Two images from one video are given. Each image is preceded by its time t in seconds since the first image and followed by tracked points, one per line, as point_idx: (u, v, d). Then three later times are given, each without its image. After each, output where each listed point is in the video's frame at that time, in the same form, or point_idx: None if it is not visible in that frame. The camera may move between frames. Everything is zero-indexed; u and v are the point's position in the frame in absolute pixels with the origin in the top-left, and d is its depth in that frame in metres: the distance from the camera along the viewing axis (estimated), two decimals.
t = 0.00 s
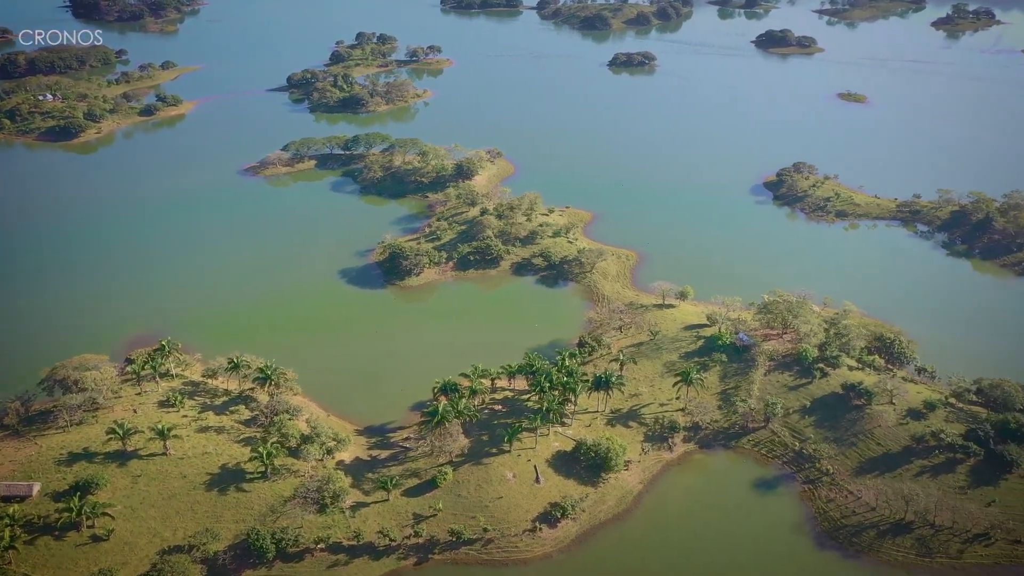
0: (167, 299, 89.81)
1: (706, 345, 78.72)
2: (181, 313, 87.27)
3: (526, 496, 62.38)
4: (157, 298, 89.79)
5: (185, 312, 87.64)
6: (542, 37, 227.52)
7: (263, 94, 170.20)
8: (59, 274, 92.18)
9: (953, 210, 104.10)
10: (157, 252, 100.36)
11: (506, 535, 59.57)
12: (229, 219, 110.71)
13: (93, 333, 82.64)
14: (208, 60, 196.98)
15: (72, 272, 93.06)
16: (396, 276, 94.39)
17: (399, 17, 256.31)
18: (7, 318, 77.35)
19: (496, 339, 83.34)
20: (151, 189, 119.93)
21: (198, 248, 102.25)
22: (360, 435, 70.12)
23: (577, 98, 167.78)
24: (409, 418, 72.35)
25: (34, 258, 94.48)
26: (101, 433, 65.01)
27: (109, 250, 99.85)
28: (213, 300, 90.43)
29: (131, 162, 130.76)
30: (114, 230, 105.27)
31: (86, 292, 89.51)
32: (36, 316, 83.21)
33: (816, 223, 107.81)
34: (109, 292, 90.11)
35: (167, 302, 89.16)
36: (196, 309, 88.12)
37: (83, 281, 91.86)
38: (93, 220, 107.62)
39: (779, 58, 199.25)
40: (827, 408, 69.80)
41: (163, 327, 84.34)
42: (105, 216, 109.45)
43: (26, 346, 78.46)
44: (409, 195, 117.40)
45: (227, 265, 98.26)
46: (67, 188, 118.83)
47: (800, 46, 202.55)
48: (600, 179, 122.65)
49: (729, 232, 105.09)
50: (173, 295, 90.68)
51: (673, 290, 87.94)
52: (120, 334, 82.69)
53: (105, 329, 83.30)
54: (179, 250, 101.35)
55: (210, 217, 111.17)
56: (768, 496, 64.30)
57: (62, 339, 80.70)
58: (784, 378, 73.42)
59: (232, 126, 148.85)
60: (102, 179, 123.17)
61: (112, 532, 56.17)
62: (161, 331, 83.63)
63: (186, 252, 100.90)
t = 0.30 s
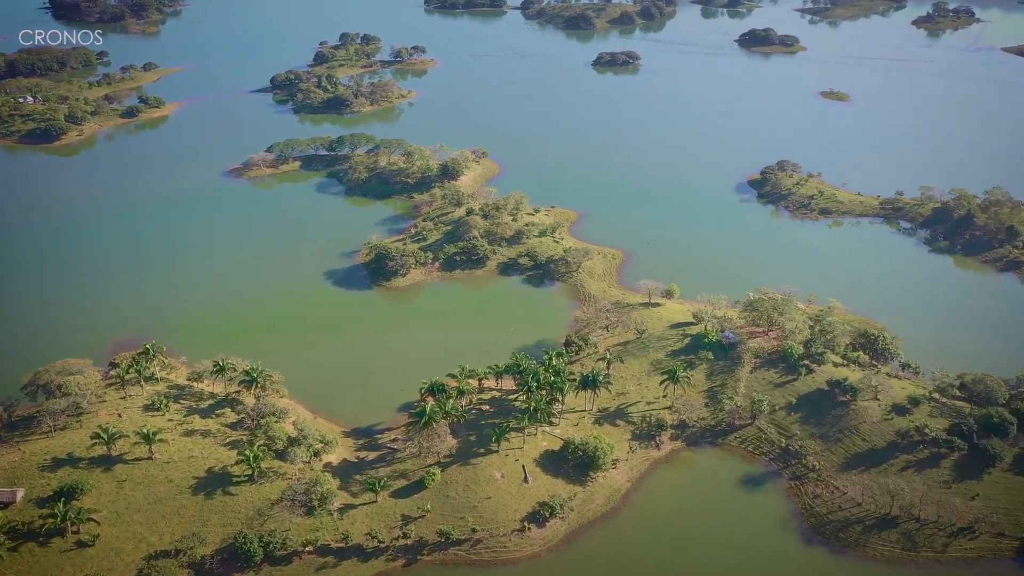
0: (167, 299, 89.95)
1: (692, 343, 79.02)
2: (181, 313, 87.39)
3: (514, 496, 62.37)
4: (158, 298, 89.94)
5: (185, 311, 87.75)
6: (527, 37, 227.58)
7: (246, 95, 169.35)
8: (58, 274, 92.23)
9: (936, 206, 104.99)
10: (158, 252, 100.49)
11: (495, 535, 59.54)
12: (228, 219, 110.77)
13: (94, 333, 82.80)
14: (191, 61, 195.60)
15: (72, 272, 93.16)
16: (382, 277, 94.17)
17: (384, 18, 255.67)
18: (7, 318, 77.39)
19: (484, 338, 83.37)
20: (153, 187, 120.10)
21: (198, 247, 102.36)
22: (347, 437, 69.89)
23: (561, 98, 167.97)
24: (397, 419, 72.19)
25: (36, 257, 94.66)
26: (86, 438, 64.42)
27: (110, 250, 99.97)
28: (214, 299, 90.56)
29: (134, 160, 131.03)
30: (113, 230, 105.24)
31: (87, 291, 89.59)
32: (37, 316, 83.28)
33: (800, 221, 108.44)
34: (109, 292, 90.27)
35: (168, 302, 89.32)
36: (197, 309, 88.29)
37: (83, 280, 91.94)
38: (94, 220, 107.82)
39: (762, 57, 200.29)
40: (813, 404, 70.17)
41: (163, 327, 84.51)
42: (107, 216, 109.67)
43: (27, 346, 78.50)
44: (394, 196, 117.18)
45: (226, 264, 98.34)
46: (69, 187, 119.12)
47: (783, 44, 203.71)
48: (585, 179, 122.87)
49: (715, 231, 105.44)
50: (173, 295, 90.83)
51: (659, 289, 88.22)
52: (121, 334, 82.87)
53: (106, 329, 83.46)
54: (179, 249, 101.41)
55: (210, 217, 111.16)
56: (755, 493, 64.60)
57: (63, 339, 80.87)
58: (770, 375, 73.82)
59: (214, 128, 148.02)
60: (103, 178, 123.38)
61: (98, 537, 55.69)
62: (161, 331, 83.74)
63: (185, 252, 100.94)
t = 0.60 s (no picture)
0: (167, 299, 90.07)
1: (678, 341, 79.33)
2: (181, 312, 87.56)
3: (502, 496, 62.35)
4: (159, 298, 90.14)
5: (184, 311, 87.89)
6: (511, 36, 227.49)
7: (228, 97, 168.36)
8: (58, 274, 92.20)
9: (918, 203, 105.98)
10: (158, 252, 100.65)
11: (483, 536, 59.51)
12: (227, 219, 110.94)
13: (94, 334, 82.83)
14: (173, 63, 194.11)
15: (71, 272, 93.00)
16: (367, 278, 93.94)
17: (368, 18, 254.83)
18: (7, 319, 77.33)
19: (470, 338, 83.47)
20: (153, 187, 120.22)
21: (197, 247, 102.46)
22: (334, 439, 69.66)
23: (546, 97, 168.10)
24: (384, 420, 72.02)
25: (36, 256, 94.54)
26: (70, 443, 63.83)
27: (110, 250, 100.04)
28: (214, 299, 90.72)
29: (134, 160, 131.14)
30: (111, 231, 105.16)
31: (87, 291, 89.72)
32: (36, 318, 83.20)
33: (784, 219, 109.10)
34: (109, 292, 90.26)
35: (168, 303, 89.43)
36: (196, 309, 88.42)
37: (83, 281, 91.90)
38: (94, 220, 107.80)
39: (746, 56, 201.09)
40: (798, 401, 70.63)
41: (163, 327, 84.63)
42: (106, 216, 109.74)
43: (26, 347, 78.41)
44: (379, 197, 116.92)
45: (225, 264, 98.47)
46: (70, 188, 119.15)
47: (766, 43, 204.76)
48: (571, 178, 123.04)
49: (700, 229, 105.87)
50: (173, 295, 90.98)
51: (645, 288, 88.52)
52: (122, 333, 83.02)
53: (106, 330, 83.56)
54: (179, 250, 101.53)
55: (209, 217, 111.48)
56: (742, 489, 64.94)
57: (63, 339, 80.88)
58: (755, 372, 74.25)
59: (197, 129, 147.04)
60: (104, 178, 123.49)
61: (82, 543, 55.23)
62: (161, 332, 83.86)
63: (185, 252, 101.06)
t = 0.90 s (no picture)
0: (167, 300, 90.46)
1: (665, 340, 79.57)
2: (182, 312, 88.07)
3: (490, 496, 62.33)
4: (158, 299, 90.47)
5: (183, 311, 88.24)
6: (495, 36, 227.39)
7: (211, 98, 167.45)
8: (59, 273, 92.73)
9: (900, 201, 106.92)
10: (157, 253, 100.99)
11: (472, 536, 59.48)
12: (226, 219, 111.41)
13: (94, 334, 83.11)
14: (154, 64, 192.73)
15: (73, 272, 93.59)
16: (353, 279, 93.72)
17: (352, 18, 254.06)
18: (8, 318, 77.62)
19: (458, 338, 83.48)
20: (153, 187, 120.45)
21: (196, 248, 102.81)
22: (321, 441, 69.38)
23: (531, 97, 168.32)
24: (371, 422, 71.85)
25: (36, 255, 94.59)
26: (54, 448, 63.25)
27: (110, 251, 100.33)
28: (213, 299, 91.16)
29: (134, 161, 131.50)
30: (109, 231, 105.29)
31: (87, 291, 90.15)
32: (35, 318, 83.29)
33: (768, 217, 109.71)
34: (109, 292, 90.47)
35: (168, 303, 89.80)
36: (196, 309, 88.81)
37: (82, 281, 92.06)
38: (94, 221, 107.98)
39: (729, 55, 201.99)
40: (785, 398, 71.02)
41: (164, 327, 85.00)
42: (106, 216, 109.99)
43: (25, 347, 78.46)
44: (364, 197, 116.62)
45: (224, 264, 98.87)
46: (69, 188, 119.34)
47: (749, 42, 206.01)
48: (556, 178, 123.25)
49: (686, 228, 106.30)
50: (173, 296, 91.37)
51: (631, 286, 88.76)
52: (122, 334, 83.39)
53: (107, 330, 83.85)
54: (178, 250, 101.87)
55: (209, 217, 111.79)
56: (728, 486, 65.25)
57: (64, 339, 81.11)
58: (742, 369, 74.63)
59: (179, 130, 146.31)
60: (104, 178, 123.68)
61: (67, 549, 54.76)
62: (162, 332, 84.21)
63: (183, 252, 101.40)
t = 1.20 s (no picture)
0: (166, 299, 90.69)
1: (651, 338, 79.86)
2: (180, 311, 88.30)
3: (478, 496, 62.31)
4: (157, 298, 90.67)
5: (183, 311, 88.40)
6: (480, 36, 227.39)
7: (193, 99, 166.35)
8: (59, 273, 93.30)
9: (882, 198, 107.92)
10: (157, 253, 101.19)
11: (460, 536, 59.43)
12: (227, 219, 111.48)
13: (93, 334, 83.30)
14: (135, 66, 191.10)
15: (72, 272, 94.11)
16: (338, 281, 93.41)
17: (336, 18, 253.21)
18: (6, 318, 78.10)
19: (446, 338, 83.53)
20: (153, 187, 120.50)
21: (196, 248, 102.98)
22: (307, 443, 69.08)
23: (515, 96, 168.42)
24: (358, 423, 71.66)
25: (36, 257, 95.13)
26: (37, 454, 62.63)
27: (111, 251, 100.63)
28: (212, 299, 91.29)
29: (133, 160, 131.56)
30: (109, 231, 105.47)
31: (88, 290, 90.58)
32: (32, 319, 83.40)
33: (752, 215, 110.36)
34: (108, 292, 90.71)
35: (168, 302, 90.02)
36: (194, 309, 89.00)
37: (81, 281, 92.31)
38: (94, 221, 108.09)
39: (712, 54, 202.87)
40: (770, 395, 71.50)
41: (163, 327, 85.20)
42: (107, 216, 110.19)
43: (25, 347, 78.96)
44: (349, 199, 116.21)
45: (224, 264, 99.03)
46: (69, 189, 119.53)
47: (731, 41, 207.29)
48: (541, 177, 123.39)
49: (669, 227, 106.69)
50: (173, 295, 91.52)
51: (617, 285, 89.04)
52: (122, 333, 83.58)
53: (106, 330, 84.02)
54: (178, 250, 102.10)
55: (209, 217, 111.93)
56: (716, 483, 65.56)
57: (64, 340, 81.38)
58: (727, 367, 75.04)
59: (161, 132, 145.27)
60: (104, 178, 123.72)
61: (52, 556, 54.26)
62: (161, 331, 84.40)
63: (184, 252, 101.61)
